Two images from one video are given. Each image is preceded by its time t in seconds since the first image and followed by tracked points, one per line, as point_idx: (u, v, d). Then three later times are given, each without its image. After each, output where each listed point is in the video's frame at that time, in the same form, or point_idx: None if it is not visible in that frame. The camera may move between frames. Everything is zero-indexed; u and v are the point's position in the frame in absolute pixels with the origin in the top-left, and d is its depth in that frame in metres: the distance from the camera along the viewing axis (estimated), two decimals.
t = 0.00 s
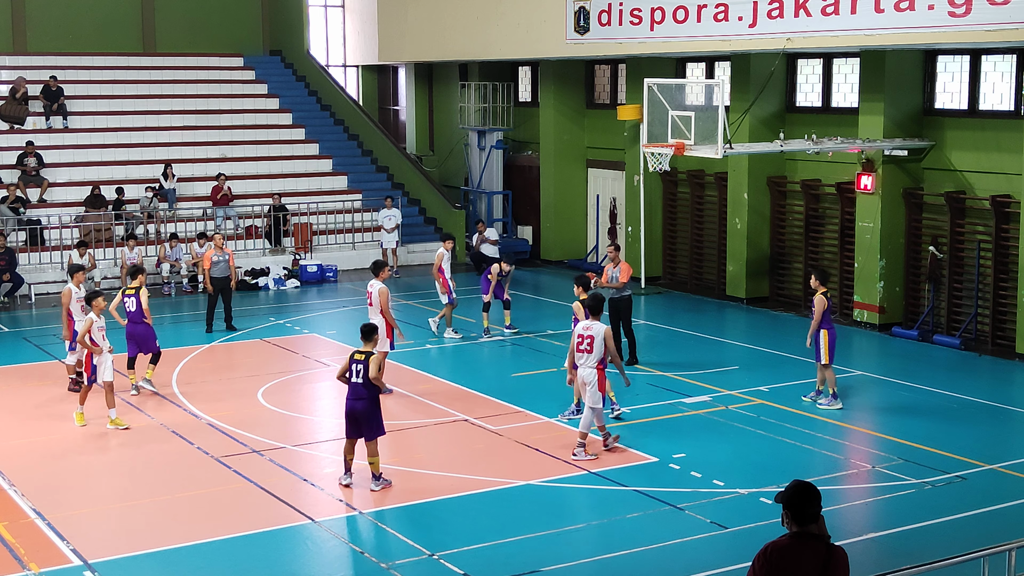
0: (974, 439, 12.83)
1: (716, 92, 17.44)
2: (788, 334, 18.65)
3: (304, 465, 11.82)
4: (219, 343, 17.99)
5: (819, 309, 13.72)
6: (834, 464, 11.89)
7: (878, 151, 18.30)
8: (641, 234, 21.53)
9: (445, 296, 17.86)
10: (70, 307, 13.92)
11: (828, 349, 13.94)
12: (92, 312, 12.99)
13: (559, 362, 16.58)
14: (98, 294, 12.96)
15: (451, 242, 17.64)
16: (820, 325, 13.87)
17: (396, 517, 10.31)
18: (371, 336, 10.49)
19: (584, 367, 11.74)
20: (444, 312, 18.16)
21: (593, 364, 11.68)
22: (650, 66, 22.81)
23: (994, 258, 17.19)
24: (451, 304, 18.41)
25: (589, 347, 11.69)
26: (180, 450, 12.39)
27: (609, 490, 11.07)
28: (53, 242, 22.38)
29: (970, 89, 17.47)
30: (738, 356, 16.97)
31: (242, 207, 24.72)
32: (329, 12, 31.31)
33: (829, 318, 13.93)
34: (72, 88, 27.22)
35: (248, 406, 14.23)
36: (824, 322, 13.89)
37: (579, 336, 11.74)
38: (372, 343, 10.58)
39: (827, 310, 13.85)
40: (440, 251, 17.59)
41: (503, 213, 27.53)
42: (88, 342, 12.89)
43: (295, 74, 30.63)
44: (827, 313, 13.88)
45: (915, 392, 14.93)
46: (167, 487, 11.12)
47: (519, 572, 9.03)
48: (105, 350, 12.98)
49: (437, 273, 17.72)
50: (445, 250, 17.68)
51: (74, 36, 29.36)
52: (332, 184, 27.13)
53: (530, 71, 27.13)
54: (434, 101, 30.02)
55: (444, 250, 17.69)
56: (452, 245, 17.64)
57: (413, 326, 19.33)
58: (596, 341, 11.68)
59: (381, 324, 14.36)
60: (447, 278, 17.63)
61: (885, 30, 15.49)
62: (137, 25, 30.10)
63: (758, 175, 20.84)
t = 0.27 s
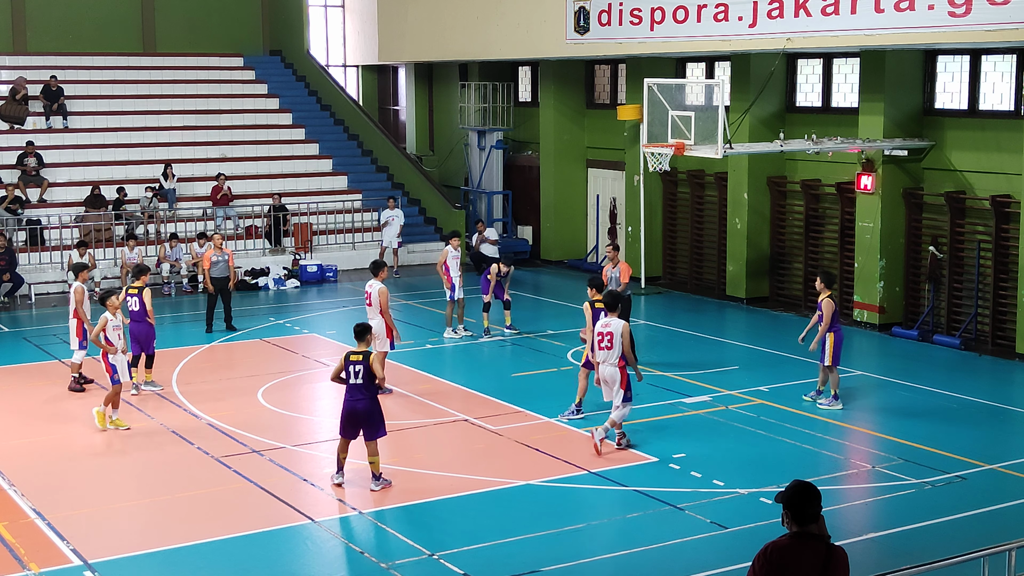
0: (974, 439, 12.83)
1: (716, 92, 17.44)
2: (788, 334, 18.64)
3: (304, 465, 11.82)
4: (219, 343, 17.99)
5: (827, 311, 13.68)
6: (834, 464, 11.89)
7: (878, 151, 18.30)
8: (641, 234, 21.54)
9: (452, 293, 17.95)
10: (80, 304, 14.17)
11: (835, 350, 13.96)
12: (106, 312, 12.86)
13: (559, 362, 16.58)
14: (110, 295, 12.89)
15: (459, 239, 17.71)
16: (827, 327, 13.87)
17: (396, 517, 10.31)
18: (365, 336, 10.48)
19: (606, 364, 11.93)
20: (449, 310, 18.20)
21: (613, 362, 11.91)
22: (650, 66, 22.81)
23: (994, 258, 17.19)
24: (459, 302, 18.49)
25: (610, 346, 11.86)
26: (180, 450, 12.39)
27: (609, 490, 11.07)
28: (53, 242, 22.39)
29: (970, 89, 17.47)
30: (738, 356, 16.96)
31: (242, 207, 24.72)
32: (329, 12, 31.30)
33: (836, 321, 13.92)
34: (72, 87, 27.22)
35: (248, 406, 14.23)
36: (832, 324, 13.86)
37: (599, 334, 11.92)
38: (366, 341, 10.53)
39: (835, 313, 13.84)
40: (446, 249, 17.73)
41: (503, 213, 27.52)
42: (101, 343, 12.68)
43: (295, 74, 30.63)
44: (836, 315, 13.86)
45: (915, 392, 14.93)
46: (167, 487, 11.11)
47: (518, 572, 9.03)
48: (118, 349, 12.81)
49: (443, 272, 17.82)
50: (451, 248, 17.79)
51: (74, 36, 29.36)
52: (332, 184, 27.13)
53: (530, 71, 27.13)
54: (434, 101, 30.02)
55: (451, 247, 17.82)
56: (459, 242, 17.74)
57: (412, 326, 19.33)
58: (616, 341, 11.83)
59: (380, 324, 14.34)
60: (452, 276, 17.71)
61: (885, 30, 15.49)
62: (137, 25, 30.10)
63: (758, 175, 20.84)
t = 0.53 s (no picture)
0: (974, 439, 12.83)
1: (716, 92, 17.45)
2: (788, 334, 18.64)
3: (305, 465, 11.82)
4: (219, 343, 17.99)
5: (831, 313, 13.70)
6: (834, 464, 11.89)
7: (878, 151, 18.30)
8: (642, 234, 21.55)
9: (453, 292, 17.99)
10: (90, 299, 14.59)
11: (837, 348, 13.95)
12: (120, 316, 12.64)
13: (559, 362, 16.59)
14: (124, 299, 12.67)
15: (464, 239, 17.76)
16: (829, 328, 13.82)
17: (396, 517, 10.31)
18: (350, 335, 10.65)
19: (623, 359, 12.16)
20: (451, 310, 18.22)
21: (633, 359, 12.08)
22: (650, 66, 22.81)
23: (994, 258, 17.19)
24: (463, 301, 18.54)
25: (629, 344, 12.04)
26: (179, 450, 12.39)
27: (609, 490, 11.07)
28: (53, 242, 22.39)
29: (970, 89, 17.47)
30: (739, 356, 16.97)
31: (242, 207, 24.72)
32: (329, 12, 31.31)
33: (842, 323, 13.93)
34: (72, 87, 27.22)
35: (248, 406, 14.23)
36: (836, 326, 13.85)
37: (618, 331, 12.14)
38: (350, 343, 10.73)
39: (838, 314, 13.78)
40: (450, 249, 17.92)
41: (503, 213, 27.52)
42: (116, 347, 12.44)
43: (295, 74, 30.63)
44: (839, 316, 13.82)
45: (915, 392, 14.93)
46: (167, 488, 11.11)
47: (518, 572, 9.03)
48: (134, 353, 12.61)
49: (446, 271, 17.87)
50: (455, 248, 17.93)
51: (74, 36, 29.36)
52: (332, 184, 27.12)
53: (530, 71, 27.13)
54: (434, 101, 30.02)
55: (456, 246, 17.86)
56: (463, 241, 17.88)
57: (412, 326, 19.33)
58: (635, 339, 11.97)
59: (378, 323, 14.34)
60: (456, 274, 17.82)
61: (885, 30, 15.49)
62: (137, 25, 30.10)
63: (758, 175, 20.84)
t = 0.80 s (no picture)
0: (974, 439, 12.83)
1: (716, 92, 17.45)
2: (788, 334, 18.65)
3: (305, 465, 11.81)
4: (219, 343, 18.00)
5: (832, 314, 13.68)
6: (834, 464, 11.89)
7: (878, 151, 18.31)
8: (642, 235, 21.57)
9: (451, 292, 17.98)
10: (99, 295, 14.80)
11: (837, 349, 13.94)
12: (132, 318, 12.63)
13: (559, 362, 16.59)
14: (135, 300, 12.66)
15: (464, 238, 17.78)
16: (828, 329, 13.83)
17: (396, 517, 10.31)
18: (342, 333, 10.74)
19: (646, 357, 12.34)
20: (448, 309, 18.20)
21: (655, 357, 12.31)
22: (650, 66, 22.81)
23: (994, 258, 17.19)
24: (462, 301, 18.52)
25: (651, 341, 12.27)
26: (179, 450, 12.39)
27: (609, 490, 11.08)
28: (53, 242, 22.39)
29: (970, 89, 17.47)
30: (739, 356, 16.97)
31: (242, 207, 24.73)
32: (329, 12, 31.31)
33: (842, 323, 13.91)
34: (72, 87, 27.23)
35: (248, 405, 14.23)
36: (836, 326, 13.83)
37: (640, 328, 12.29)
38: (340, 340, 10.79)
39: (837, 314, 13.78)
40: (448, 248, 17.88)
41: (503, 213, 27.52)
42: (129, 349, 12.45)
43: (295, 74, 30.64)
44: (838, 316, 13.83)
45: (915, 392, 14.93)
46: (167, 487, 11.10)
47: (518, 572, 9.03)
48: (146, 354, 12.58)
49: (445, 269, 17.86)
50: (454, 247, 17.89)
51: (75, 36, 29.36)
52: (332, 184, 27.13)
53: (530, 71, 27.13)
54: (434, 101, 30.02)
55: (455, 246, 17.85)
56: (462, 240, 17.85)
57: (412, 326, 19.33)
58: (657, 337, 12.20)
59: (376, 323, 14.35)
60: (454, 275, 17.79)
61: (885, 30, 15.49)
62: (137, 25, 30.10)
63: (758, 175, 20.84)
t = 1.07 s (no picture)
0: (974, 439, 12.83)
1: (716, 92, 17.45)
2: (788, 334, 18.65)
3: (305, 465, 11.82)
4: (219, 343, 18.00)
5: (825, 312, 13.72)
6: (834, 464, 11.89)
7: (878, 151, 18.31)
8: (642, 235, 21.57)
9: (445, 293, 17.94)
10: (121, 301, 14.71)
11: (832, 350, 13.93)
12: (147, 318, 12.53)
13: (559, 362, 16.59)
14: (150, 300, 12.55)
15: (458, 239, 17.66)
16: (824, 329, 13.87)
17: (396, 517, 10.31)
18: (342, 332, 10.78)
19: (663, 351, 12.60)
20: (444, 309, 18.16)
21: (673, 350, 12.55)
22: (650, 66, 22.81)
23: (994, 258, 17.19)
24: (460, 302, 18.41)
25: (671, 335, 12.54)
26: (179, 450, 12.39)
27: (608, 490, 11.08)
28: (53, 242, 22.40)
29: (970, 89, 17.47)
30: (739, 356, 16.97)
31: (242, 207, 24.73)
32: (329, 12, 31.31)
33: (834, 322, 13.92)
34: (72, 88, 27.23)
35: (248, 405, 14.23)
36: (830, 325, 13.85)
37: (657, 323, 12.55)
38: (340, 338, 10.85)
39: (832, 313, 13.82)
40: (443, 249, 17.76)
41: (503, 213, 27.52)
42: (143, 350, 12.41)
43: (295, 74, 30.63)
44: (832, 315, 13.85)
45: (915, 392, 14.93)
46: (166, 488, 11.10)
47: (518, 572, 9.03)
48: (158, 355, 12.55)
49: (438, 271, 17.78)
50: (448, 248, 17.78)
51: (75, 36, 29.37)
52: (332, 184, 27.13)
53: (530, 71, 27.13)
54: (434, 101, 30.02)
55: (448, 248, 17.77)
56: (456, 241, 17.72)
57: (412, 326, 19.33)
58: (678, 329, 12.52)
59: (375, 323, 14.32)
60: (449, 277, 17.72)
61: (885, 30, 15.49)
62: (137, 25, 30.10)
63: (758, 175, 20.84)
